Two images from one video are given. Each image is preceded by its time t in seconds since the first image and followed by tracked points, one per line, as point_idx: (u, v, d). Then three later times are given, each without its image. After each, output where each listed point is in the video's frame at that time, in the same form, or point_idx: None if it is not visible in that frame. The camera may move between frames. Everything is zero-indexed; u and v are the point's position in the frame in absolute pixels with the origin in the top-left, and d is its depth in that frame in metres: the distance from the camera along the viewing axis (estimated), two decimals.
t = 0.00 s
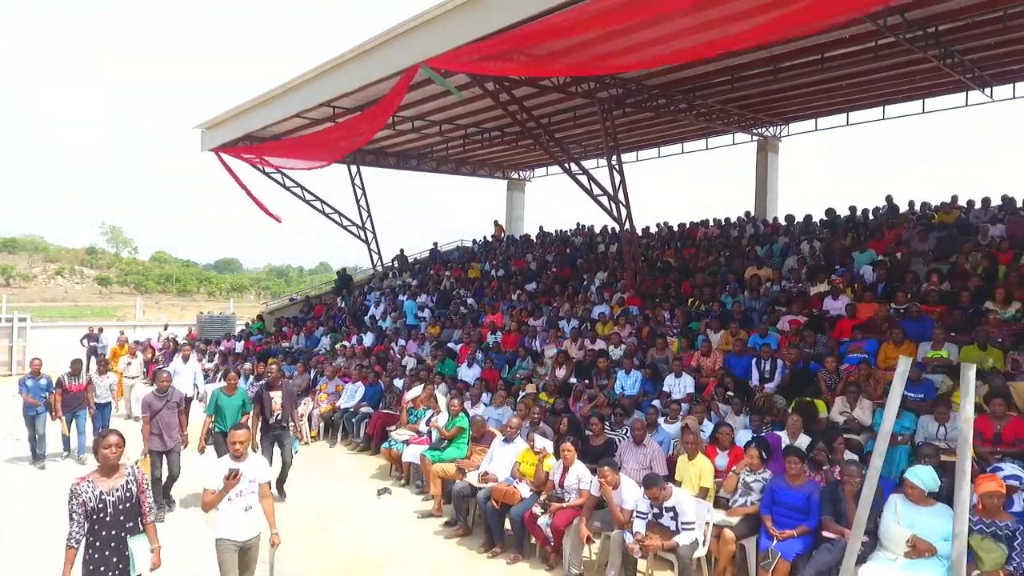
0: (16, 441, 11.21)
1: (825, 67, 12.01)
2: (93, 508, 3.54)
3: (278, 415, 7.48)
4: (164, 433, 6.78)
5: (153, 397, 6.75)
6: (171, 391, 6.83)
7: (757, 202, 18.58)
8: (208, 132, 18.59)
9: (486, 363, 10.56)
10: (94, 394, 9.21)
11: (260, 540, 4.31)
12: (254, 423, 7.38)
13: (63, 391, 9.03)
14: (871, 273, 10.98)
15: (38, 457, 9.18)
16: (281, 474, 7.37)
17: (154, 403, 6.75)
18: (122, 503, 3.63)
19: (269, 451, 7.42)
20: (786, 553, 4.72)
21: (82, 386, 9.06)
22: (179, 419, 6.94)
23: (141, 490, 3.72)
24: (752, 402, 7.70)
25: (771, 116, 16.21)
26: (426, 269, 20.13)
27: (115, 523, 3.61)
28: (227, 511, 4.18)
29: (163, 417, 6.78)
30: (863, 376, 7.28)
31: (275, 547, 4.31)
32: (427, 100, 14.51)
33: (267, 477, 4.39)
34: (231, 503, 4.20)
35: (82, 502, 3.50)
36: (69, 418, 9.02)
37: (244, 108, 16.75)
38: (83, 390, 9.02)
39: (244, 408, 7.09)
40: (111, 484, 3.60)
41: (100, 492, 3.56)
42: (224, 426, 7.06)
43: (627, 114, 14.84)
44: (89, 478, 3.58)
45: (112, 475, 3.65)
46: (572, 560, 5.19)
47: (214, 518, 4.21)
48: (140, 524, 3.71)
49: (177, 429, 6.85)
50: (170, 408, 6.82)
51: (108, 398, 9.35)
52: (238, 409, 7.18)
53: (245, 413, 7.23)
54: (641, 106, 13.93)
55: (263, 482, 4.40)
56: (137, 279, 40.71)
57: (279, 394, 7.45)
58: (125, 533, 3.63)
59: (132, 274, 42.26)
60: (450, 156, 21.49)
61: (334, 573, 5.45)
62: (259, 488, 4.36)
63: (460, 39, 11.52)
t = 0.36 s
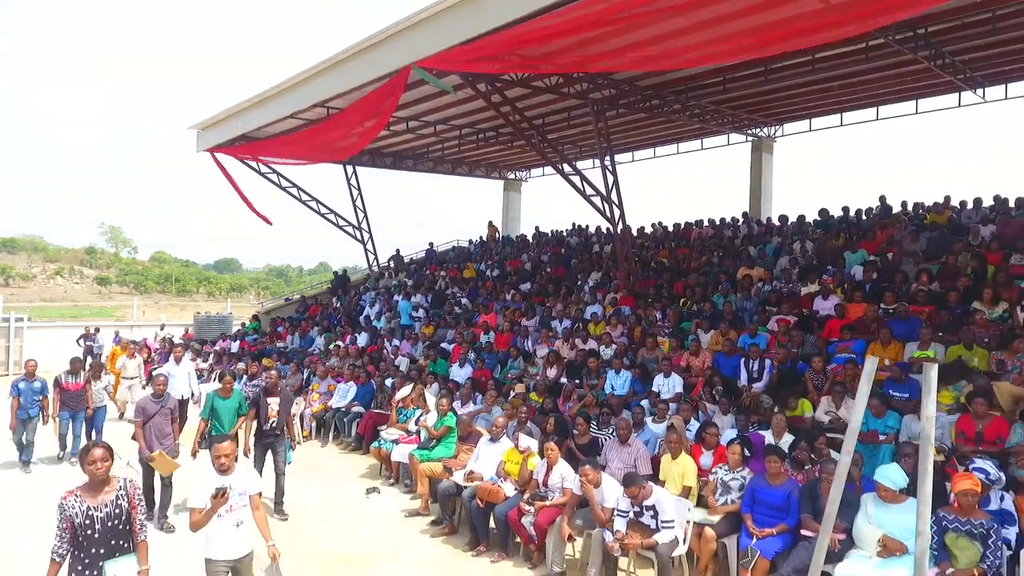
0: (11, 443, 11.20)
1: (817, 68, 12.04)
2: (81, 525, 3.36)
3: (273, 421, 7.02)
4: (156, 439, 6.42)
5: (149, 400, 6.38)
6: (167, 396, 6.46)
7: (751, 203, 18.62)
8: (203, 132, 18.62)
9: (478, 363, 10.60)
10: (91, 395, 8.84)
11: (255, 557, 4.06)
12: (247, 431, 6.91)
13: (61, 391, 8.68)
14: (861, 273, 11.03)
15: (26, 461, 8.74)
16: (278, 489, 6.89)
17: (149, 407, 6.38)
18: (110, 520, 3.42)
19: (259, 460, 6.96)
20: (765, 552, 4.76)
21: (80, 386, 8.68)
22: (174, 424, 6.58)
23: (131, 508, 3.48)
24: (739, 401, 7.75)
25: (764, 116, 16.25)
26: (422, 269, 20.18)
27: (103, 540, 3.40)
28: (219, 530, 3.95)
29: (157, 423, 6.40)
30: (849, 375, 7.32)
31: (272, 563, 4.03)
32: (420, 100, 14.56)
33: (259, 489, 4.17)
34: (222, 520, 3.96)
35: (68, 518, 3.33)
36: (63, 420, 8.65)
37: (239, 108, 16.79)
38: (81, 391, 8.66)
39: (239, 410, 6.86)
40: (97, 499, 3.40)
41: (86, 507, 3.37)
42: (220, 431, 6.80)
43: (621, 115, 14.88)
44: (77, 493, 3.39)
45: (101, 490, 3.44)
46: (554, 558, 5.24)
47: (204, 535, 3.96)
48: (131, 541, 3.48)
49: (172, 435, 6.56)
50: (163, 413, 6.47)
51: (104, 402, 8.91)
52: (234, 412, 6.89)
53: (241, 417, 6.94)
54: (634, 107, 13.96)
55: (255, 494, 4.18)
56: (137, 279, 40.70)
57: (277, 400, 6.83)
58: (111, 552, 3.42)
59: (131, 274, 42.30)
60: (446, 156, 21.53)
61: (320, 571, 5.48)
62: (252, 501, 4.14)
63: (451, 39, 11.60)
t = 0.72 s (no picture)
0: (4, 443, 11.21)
1: (809, 69, 12.08)
2: (69, 539, 3.07)
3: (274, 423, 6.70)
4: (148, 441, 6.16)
5: (146, 399, 6.22)
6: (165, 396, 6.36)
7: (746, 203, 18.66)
8: (199, 132, 18.63)
9: (471, 363, 10.64)
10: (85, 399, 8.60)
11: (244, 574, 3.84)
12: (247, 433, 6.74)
13: (53, 397, 8.40)
14: (852, 273, 11.07)
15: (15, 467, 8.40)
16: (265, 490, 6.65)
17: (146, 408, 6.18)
18: (101, 531, 3.16)
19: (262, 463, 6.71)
20: (747, 550, 4.80)
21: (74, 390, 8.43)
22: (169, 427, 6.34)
23: (123, 518, 3.23)
24: (727, 400, 7.79)
25: (759, 117, 16.28)
26: (418, 270, 20.23)
27: (92, 554, 3.13)
28: (208, 547, 3.70)
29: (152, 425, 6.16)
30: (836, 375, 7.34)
31: None
32: (415, 100, 14.59)
33: (252, 502, 3.92)
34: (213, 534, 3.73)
35: (55, 532, 3.03)
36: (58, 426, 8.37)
37: (235, 108, 16.80)
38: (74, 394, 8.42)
39: (237, 413, 6.86)
40: (88, 512, 3.13)
41: (76, 520, 3.09)
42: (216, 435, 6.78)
43: (615, 116, 14.91)
44: (62, 505, 3.09)
45: (88, 500, 3.16)
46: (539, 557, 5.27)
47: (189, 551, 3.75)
48: (121, 556, 3.21)
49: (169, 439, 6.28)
50: (160, 414, 6.29)
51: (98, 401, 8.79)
52: (231, 415, 6.85)
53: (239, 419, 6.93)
54: (628, 107, 14.00)
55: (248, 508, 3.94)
56: (136, 280, 40.74)
57: (278, 401, 6.64)
58: (100, 567, 3.15)
59: (130, 274, 42.30)
60: (442, 157, 21.58)
61: (305, 569, 5.52)
62: (242, 514, 3.89)
63: (445, 40, 11.63)
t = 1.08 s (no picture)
0: None
1: (802, 69, 12.10)
2: (57, 561, 2.82)
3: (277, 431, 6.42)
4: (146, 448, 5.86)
5: (138, 407, 5.90)
6: (156, 403, 6.03)
7: (742, 203, 18.70)
8: (196, 133, 18.65)
9: (464, 363, 10.67)
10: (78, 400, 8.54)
11: None
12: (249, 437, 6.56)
13: (47, 398, 8.31)
14: (845, 273, 11.12)
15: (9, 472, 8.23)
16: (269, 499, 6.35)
17: (138, 416, 5.84)
18: (91, 553, 2.90)
19: (267, 473, 6.34)
20: (731, 548, 4.84)
21: (66, 391, 8.37)
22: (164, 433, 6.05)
23: (117, 538, 2.99)
24: (717, 400, 7.82)
25: (754, 117, 16.30)
26: (415, 269, 20.28)
27: None
28: (206, 563, 3.54)
29: (147, 432, 5.86)
30: (825, 375, 7.37)
31: None
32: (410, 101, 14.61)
33: (257, 518, 3.74)
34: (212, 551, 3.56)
35: (44, 553, 2.79)
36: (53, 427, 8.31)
37: (232, 108, 16.80)
38: (68, 394, 8.36)
39: (240, 416, 6.59)
40: (79, 532, 2.89)
41: (66, 540, 2.84)
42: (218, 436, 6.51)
43: (610, 116, 14.95)
44: (52, 523, 2.87)
45: (80, 518, 2.93)
46: (526, 555, 5.31)
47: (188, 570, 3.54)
48: None
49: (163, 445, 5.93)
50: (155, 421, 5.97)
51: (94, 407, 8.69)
52: (235, 418, 6.54)
53: (244, 422, 6.62)
54: (623, 107, 14.03)
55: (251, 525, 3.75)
56: (135, 280, 40.75)
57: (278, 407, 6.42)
58: None
59: (130, 274, 42.31)
60: (439, 157, 21.62)
61: (294, 566, 5.56)
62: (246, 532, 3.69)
63: (438, 41, 11.67)
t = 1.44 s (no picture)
0: None
1: (798, 69, 12.12)
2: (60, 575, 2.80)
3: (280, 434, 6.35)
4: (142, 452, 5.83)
5: (132, 408, 5.92)
6: (151, 403, 6.04)
7: (739, 203, 18.73)
8: (194, 133, 18.68)
9: (460, 363, 10.70)
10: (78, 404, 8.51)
11: None
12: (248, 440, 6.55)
13: (46, 402, 8.22)
14: (839, 273, 11.16)
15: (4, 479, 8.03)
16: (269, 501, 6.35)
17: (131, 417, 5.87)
18: (97, 567, 2.89)
19: (267, 475, 6.31)
20: (719, 546, 4.88)
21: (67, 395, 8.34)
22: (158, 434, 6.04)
23: (127, 550, 2.97)
24: (709, 399, 7.85)
25: (751, 117, 16.33)
26: (413, 269, 20.32)
27: None
28: None
29: (142, 433, 5.87)
30: (816, 375, 7.41)
31: None
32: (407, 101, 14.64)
33: (262, 534, 3.48)
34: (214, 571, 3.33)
35: (45, 567, 2.78)
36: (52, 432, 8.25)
37: (230, 108, 16.82)
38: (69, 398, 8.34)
39: (240, 419, 6.51)
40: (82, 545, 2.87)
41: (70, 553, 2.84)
42: (217, 442, 6.44)
43: (607, 116, 14.98)
44: (56, 534, 2.86)
45: (86, 530, 2.93)
46: (516, 554, 5.34)
47: None
48: None
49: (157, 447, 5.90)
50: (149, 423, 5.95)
51: (95, 408, 8.60)
52: (234, 422, 6.48)
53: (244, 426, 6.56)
54: (619, 108, 14.06)
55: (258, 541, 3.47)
56: (135, 280, 40.82)
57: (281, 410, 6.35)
58: None
59: (130, 274, 42.31)
60: (437, 157, 21.66)
61: (287, 564, 5.61)
62: (251, 549, 3.45)
63: (435, 41, 11.70)
